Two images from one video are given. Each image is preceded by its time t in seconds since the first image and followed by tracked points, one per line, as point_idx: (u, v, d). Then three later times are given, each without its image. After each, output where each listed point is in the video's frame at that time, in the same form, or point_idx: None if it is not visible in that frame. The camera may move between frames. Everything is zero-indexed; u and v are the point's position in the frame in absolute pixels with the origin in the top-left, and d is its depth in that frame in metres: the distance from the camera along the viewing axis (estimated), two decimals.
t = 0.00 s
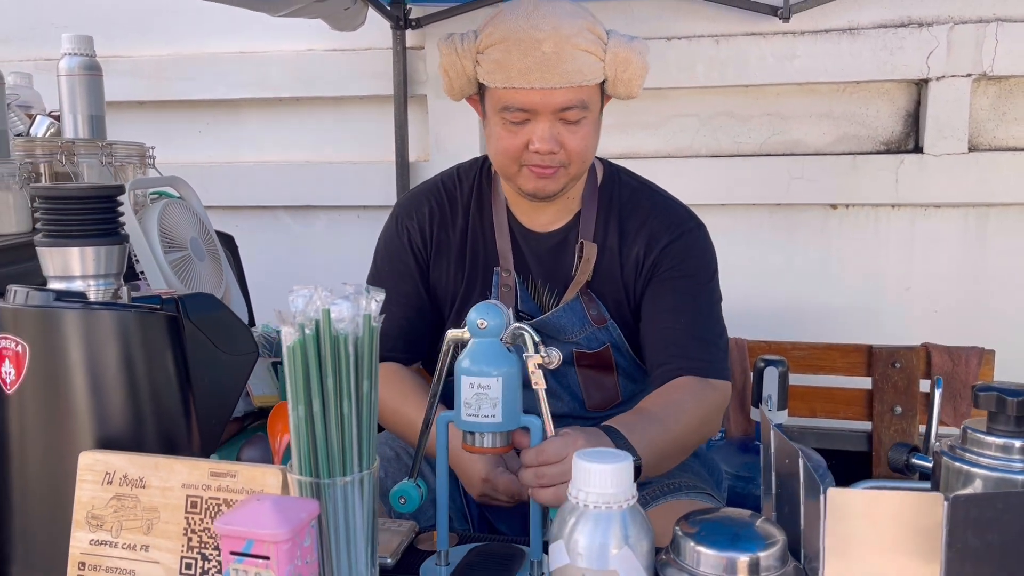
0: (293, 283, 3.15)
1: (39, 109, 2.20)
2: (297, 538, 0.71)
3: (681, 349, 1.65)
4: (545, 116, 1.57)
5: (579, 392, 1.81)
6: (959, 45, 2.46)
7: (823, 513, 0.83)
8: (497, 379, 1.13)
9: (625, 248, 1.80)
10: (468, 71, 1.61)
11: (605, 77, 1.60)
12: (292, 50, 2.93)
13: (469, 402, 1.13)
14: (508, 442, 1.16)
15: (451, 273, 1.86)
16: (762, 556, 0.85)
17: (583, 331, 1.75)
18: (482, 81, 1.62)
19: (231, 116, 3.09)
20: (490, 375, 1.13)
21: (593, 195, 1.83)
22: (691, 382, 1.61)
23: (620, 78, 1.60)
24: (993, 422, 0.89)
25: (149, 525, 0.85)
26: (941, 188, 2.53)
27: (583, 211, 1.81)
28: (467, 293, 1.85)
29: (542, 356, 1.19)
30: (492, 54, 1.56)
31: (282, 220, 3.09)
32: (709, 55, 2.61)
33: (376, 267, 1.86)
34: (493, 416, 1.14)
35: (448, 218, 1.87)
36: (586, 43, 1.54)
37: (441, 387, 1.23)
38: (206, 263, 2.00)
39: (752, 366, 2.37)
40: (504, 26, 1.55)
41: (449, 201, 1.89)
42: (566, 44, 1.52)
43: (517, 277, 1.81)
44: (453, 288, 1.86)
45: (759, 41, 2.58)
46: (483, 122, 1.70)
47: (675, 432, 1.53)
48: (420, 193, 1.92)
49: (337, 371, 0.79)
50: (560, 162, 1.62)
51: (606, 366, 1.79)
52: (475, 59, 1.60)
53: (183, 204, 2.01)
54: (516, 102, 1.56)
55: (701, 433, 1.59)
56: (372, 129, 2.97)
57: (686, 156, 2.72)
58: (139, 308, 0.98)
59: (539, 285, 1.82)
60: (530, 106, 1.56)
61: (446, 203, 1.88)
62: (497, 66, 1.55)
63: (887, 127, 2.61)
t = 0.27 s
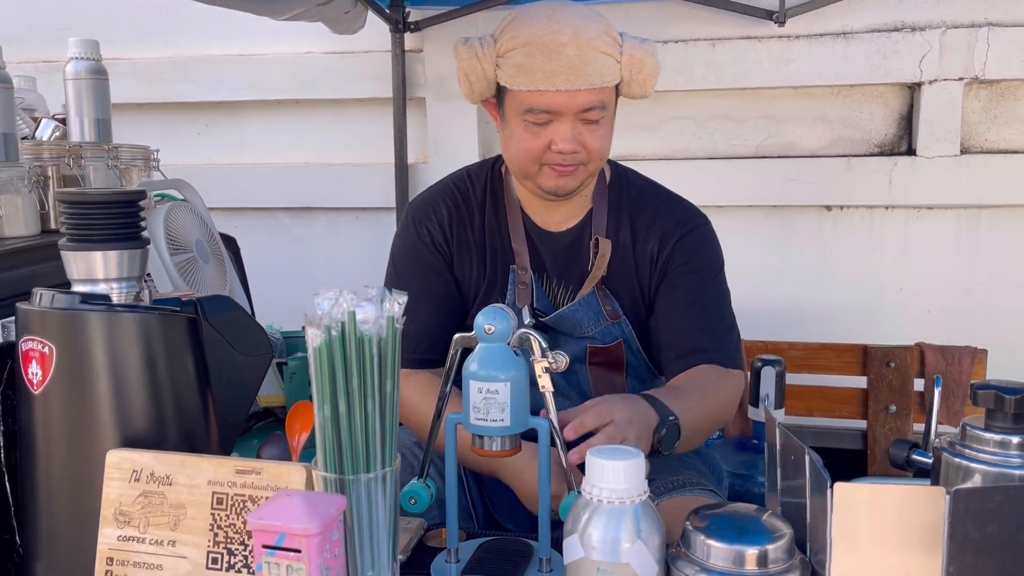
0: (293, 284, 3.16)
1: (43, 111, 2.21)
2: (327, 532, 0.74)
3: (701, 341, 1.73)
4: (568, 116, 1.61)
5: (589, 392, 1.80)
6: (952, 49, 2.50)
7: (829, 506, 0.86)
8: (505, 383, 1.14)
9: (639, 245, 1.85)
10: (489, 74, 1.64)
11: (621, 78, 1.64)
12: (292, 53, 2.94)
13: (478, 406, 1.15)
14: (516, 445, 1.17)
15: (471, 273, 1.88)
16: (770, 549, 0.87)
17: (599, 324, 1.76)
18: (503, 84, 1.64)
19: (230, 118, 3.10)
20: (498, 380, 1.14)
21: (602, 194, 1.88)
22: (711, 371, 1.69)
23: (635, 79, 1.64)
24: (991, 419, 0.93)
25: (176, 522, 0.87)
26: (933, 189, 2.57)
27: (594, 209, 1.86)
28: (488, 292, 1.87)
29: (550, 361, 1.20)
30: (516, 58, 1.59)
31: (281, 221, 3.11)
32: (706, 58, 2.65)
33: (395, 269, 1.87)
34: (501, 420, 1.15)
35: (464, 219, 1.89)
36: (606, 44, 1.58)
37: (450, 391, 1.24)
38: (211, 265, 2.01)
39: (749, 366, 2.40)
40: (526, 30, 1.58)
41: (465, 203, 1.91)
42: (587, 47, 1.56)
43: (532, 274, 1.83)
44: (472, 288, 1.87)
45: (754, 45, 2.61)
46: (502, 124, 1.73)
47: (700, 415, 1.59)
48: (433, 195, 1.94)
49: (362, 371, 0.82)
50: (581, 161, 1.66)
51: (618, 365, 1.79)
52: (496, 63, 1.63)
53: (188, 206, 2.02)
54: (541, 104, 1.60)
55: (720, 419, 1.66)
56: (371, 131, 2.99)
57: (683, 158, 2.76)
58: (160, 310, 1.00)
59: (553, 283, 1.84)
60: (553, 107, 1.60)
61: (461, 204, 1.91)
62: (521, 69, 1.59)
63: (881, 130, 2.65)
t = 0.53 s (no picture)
0: (289, 282, 3.18)
1: (43, 111, 2.22)
2: (346, 516, 0.77)
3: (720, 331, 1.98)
4: (594, 114, 1.65)
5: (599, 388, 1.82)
6: (939, 51, 2.55)
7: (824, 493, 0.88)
8: (508, 376, 1.17)
9: (664, 243, 1.94)
10: (513, 75, 1.66)
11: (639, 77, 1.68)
12: (288, 53, 2.96)
13: (482, 399, 1.18)
14: (518, 438, 1.20)
15: (492, 271, 1.90)
16: (768, 534, 0.90)
17: (621, 316, 1.79)
18: (528, 83, 1.67)
19: (226, 118, 3.11)
20: (501, 373, 1.17)
21: (618, 192, 1.94)
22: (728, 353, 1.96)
23: (652, 78, 1.67)
24: (979, 409, 0.97)
25: (194, 510, 0.90)
26: (921, 189, 2.62)
27: (610, 205, 1.92)
28: (511, 290, 1.89)
29: (552, 355, 1.23)
30: (543, 58, 1.61)
31: (277, 220, 3.12)
32: (698, 59, 2.69)
33: (416, 270, 1.89)
34: (505, 412, 1.18)
35: (483, 218, 1.92)
36: (627, 44, 1.61)
37: (455, 384, 1.27)
38: (211, 263, 1.99)
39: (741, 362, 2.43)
40: (552, 31, 1.60)
41: (481, 202, 1.94)
42: (612, 47, 1.59)
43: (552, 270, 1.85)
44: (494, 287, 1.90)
45: (746, 47, 2.65)
46: (525, 123, 1.75)
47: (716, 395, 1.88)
48: (449, 196, 1.96)
49: (376, 363, 0.86)
50: (604, 157, 1.70)
51: (630, 363, 1.82)
52: (521, 63, 1.65)
53: (188, 204, 1.99)
54: (568, 103, 1.63)
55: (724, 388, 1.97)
56: (367, 131, 3.01)
57: (676, 158, 2.80)
58: (176, 306, 1.02)
59: (572, 278, 1.87)
60: (581, 106, 1.63)
61: (479, 205, 1.93)
62: (548, 69, 1.61)
63: (870, 130, 2.69)
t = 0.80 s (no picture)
0: (280, 279, 3.18)
1: (34, 106, 2.21)
2: (348, 503, 0.78)
3: (709, 330, 1.95)
4: (595, 118, 1.70)
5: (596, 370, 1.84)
6: (927, 50, 2.58)
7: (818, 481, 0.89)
8: (505, 368, 1.18)
9: (660, 235, 1.98)
10: (522, 75, 1.72)
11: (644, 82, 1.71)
12: (280, 49, 2.96)
13: (479, 391, 1.19)
14: (515, 430, 1.21)
15: (489, 251, 1.97)
16: (764, 522, 0.91)
17: (617, 301, 1.82)
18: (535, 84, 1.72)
19: (216, 114, 3.10)
20: (498, 366, 1.18)
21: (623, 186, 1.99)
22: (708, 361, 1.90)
23: (656, 84, 1.71)
24: (969, 399, 0.99)
25: (195, 499, 0.91)
26: (909, 186, 2.65)
27: (614, 198, 1.97)
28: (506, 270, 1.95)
29: (548, 348, 1.24)
30: (548, 63, 1.67)
31: (268, 217, 3.12)
32: (689, 58, 2.71)
33: (419, 240, 1.96)
34: (501, 404, 1.19)
35: (490, 199, 1.99)
36: (631, 52, 1.65)
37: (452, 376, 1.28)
38: (205, 260, 1.92)
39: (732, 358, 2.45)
40: (558, 37, 1.66)
41: (490, 183, 2.00)
42: (616, 54, 1.63)
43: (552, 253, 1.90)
44: (491, 266, 1.96)
45: (736, 45, 2.67)
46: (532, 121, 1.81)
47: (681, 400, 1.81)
48: (461, 174, 2.03)
49: (378, 351, 0.89)
50: (603, 158, 1.76)
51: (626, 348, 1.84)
52: (529, 65, 1.71)
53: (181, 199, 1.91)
54: (570, 107, 1.69)
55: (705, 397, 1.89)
56: (358, 128, 3.01)
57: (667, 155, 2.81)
58: (174, 298, 1.03)
59: (572, 262, 1.94)
60: (583, 110, 1.68)
61: (485, 187, 2.00)
62: (553, 74, 1.66)
63: (859, 128, 2.72)
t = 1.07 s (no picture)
0: (271, 277, 3.17)
1: (25, 102, 2.20)
2: (350, 494, 0.79)
3: (677, 327, 1.86)
4: (549, 123, 1.70)
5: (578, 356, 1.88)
6: (916, 49, 2.60)
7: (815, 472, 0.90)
8: (502, 363, 1.19)
9: (636, 231, 1.93)
10: (490, 79, 1.74)
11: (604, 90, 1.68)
12: (272, 46, 2.95)
13: (476, 385, 1.19)
14: (511, 424, 1.22)
15: (478, 241, 2.01)
16: (760, 513, 0.91)
17: (590, 295, 1.83)
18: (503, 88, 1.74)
19: (207, 111, 3.09)
20: (494, 361, 1.18)
21: (608, 183, 1.95)
22: (666, 353, 1.84)
23: (617, 92, 1.67)
24: (962, 391, 1.00)
25: (195, 492, 0.91)
26: (899, 184, 2.67)
27: (599, 198, 1.93)
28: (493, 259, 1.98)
29: (544, 343, 1.24)
30: (507, 69, 1.67)
31: (259, 215, 3.11)
32: (681, 56, 2.72)
33: (417, 230, 2.04)
34: (498, 399, 1.20)
35: (485, 192, 2.02)
36: (584, 60, 1.63)
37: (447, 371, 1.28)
38: (197, 256, 1.90)
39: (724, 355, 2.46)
40: (518, 44, 1.66)
41: (488, 177, 2.04)
42: (565, 63, 1.62)
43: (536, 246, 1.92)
44: (480, 256, 2.00)
45: (728, 43, 2.69)
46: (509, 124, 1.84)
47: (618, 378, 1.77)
48: (465, 168, 2.08)
49: (379, 343, 0.90)
50: (563, 162, 1.75)
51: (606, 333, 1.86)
52: (496, 69, 1.72)
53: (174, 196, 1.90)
54: (525, 112, 1.70)
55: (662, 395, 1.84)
56: (350, 125, 3.00)
57: (659, 153, 2.82)
58: (173, 291, 1.03)
59: (554, 254, 1.93)
60: (535, 115, 1.69)
61: (481, 180, 2.04)
62: (510, 80, 1.67)
63: (849, 126, 2.74)
